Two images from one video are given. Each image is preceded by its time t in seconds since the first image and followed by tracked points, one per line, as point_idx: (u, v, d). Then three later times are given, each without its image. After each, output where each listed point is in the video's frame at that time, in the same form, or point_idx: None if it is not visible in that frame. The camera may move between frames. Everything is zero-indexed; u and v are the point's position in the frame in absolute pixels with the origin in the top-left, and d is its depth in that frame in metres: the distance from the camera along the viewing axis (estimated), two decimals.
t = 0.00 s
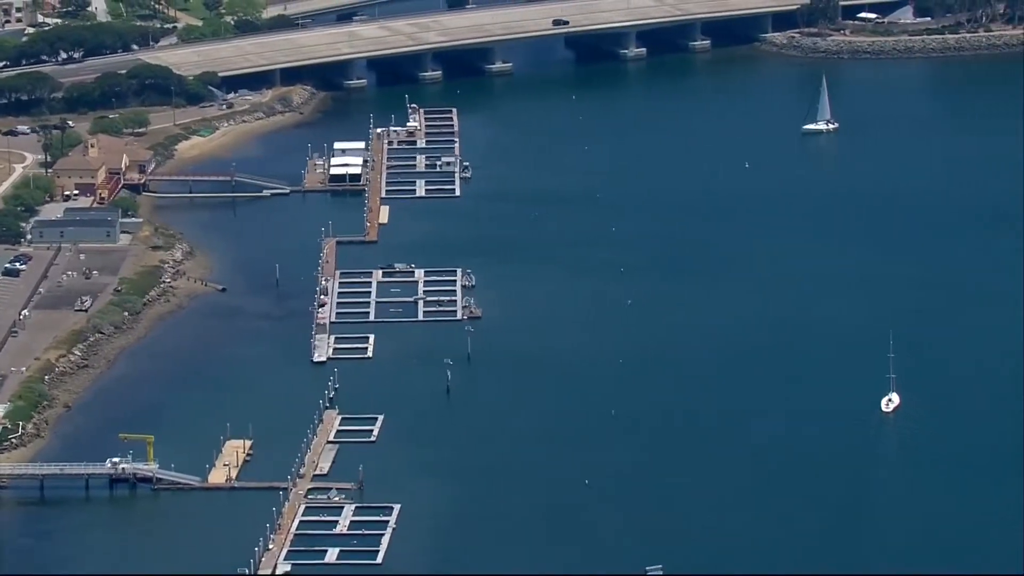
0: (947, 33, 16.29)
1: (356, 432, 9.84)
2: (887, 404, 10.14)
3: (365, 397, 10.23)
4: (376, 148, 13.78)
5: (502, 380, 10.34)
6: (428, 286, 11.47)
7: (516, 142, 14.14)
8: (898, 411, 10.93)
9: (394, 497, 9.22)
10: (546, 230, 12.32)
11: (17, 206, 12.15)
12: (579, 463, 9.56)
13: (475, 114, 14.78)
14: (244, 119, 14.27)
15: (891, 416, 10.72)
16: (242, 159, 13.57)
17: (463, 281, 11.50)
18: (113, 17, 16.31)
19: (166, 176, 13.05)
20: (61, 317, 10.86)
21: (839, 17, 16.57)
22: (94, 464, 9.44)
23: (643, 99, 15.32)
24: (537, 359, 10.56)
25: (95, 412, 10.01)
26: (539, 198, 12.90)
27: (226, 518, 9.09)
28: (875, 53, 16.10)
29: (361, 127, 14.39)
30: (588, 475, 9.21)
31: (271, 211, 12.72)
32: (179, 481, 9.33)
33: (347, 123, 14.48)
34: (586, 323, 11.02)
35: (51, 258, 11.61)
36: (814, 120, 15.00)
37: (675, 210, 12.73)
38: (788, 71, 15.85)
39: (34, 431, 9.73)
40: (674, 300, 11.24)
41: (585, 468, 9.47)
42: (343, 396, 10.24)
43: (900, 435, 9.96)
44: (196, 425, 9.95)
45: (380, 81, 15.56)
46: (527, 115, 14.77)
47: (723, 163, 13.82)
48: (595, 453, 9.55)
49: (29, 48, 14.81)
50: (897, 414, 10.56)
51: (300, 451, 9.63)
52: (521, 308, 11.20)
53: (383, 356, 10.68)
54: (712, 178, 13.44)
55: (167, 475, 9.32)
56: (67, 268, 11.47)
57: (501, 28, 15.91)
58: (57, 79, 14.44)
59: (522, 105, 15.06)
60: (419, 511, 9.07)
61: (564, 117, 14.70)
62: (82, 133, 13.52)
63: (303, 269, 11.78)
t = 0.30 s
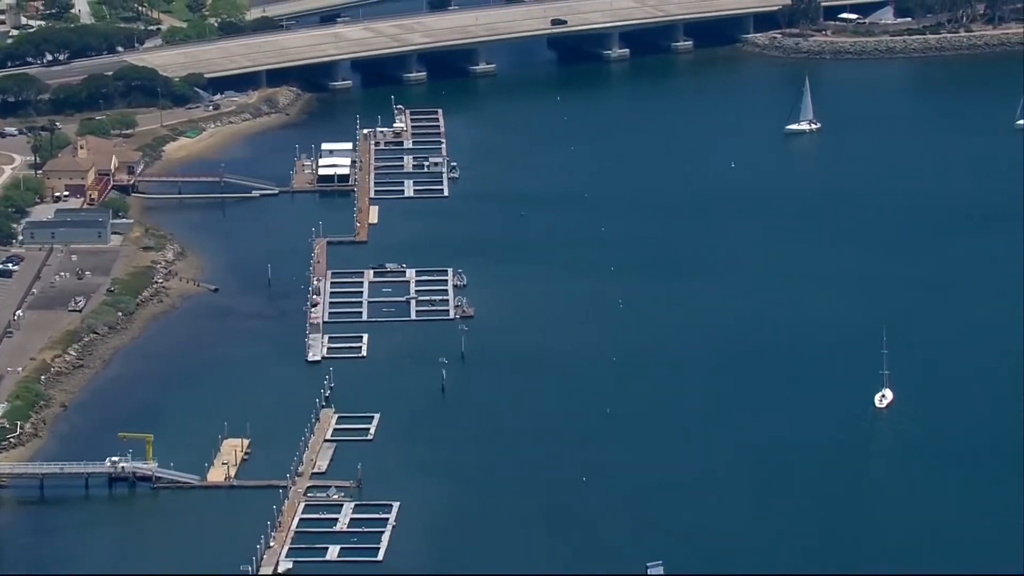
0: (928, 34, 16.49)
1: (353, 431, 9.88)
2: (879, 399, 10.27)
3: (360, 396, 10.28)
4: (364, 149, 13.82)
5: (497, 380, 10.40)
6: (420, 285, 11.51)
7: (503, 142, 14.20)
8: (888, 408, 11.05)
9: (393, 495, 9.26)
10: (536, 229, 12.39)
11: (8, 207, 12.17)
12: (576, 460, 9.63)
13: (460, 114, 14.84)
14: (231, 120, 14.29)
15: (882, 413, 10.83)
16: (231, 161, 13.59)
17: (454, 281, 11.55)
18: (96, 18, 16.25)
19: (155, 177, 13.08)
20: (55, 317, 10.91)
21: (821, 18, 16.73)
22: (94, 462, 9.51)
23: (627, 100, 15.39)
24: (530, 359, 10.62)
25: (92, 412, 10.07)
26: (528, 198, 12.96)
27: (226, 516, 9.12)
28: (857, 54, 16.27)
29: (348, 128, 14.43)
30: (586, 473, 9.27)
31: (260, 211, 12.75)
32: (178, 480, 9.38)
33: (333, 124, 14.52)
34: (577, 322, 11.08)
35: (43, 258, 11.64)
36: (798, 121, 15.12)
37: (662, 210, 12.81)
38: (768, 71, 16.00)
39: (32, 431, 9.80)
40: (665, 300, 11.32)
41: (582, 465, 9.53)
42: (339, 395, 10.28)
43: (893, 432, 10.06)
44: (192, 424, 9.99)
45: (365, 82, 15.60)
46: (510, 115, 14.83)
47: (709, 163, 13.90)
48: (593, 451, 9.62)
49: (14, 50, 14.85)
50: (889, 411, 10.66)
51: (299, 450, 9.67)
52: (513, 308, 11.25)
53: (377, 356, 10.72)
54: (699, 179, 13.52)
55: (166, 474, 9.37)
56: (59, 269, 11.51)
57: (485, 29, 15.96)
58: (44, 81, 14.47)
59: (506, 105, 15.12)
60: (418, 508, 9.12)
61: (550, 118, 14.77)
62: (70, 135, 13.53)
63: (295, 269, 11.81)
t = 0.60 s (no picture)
0: (910, 34, 16.70)
1: (350, 429, 9.93)
2: (874, 395, 10.42)
3: (355, 395, 10.32)
4: (352, 149, 13.87)
5: (492, 378, 10.45)
6: (412, 285, 11.56)
7: (490, 141, 14.26)
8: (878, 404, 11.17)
9: (391, 492, 9.31)
10: (526, 228, 12.46)
11: None
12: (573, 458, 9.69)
13: (446, 114, 14.89)
14: (218, 121, 14.32)
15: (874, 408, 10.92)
16: (221, 162, 13.62)
17: (446, 280, 11.60)
18: (81, 20, 16.22)
19: (145, 179, 13.11)
20: (50, 317, 11.03)
21: (803, 19, 16.87)
22: (94, 461, 9.62)
23: (612, 100, 15.46)
24: (525, 357, 10.67)
25: (89, 410, 10.19)
26: (517, 198, 13.01)
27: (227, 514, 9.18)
28: (840, 54, 16.47)
29: (335, 128, 14.48)
30: (585, 469, 9.34)
31: (251, 212, 12.79)
32: (178, 478, 9.46)
33: (320, 124, 14.56)
34: (570, 320, 11.15)
35: (36, 259, 11.72)
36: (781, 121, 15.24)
37: (652, 209, 12.88)
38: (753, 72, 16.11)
39: (30, 430, 9.93)
40: (657, 299, 11.39)
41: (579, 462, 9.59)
42: (335, 394, 10.33)
43: (886, 429, 10.15)
44: (190, 423, 10.05)
45: (350, 83, 15.64)
46: (499, 116, 14.88)
47: (696, 161, 13.98)
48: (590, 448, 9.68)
49: None
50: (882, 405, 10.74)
51: (297, 448, 9.73)
52: (505, 306, 11.31)
53: (371, 355, 10.77)
54: (687, 176, 13.61)
55: (165, 472, 9.46)
56: (52, 270, 11.60)
57: (470, 30, 16.02)
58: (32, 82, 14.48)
59: (492, 105, 15.17)
60: (418, 506, 9.17)
61: (536, 118, 14.84)
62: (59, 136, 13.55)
63: (287, 268, 11.86)
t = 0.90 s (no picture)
0: (891, 34, 16.85)
1: (347, 428, 9.98)
2: (868, 391, 10.59)
3: (350, 393, 10.37)
4: (340, 150, 13.91)
5: (486, 376, 10.51)
6: (404, 284, 11.61)
7: (477, 141, 14.32)
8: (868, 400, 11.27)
9: (390, 490, 9.36)
10: (516, 227, 12.53)
11: None
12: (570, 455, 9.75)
13: (432, 115, 14.94)
14: (205, 122, 14.35)
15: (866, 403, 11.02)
16: (210, 162, 13.65)
17: (438, 279, 11.66)
18: (65, 22, 16.21)
19: (133, 179, 13.13)
20: (44, 317, 11.06)
21: (785, 19, 17.01)
22: (93, 459, 9.66)
23: (597, 100, 15.53)
24: (518, 355, 10.73)
25: (86, 408, 10.23)
26: (506, 198, 13.07)
27: (227, 512, 9.22)
28: (821, 53, 16.61)
29: (322, 129, 14.52)
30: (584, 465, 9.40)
31: (241, 212, 12.83)
32: (177, 475, 9.52)
33: (307, 125, 14.60)
34: (562, 318, 11.21)
35: (28, 260, 11.74)
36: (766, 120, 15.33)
37: (641, 208, 12.96)
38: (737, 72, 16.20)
39: (29, 429, 9.96)
40: (649, 295, 11.47)
41: (576, 460, 9.66)
42: (331, 392, 10.38)
43: (880, 426, 10.25)
44: (187, 422, 10.09)
45: (336, 84, 15.69)
46: (485, 116, 14.94)
47: (683, 160, 14.06)
48: (587, 445, 9.76)
49: None
50: (874, 401, 10.84)
51: (294, 446, 9.77)
52: (497, 305, 11.37)
53: (366, 353, 10.82)
54: (675, 175, 13.69)
55: (164, 470, 9.53)
56: (45, 270, 11.63)
57: (455, 31, 16.07)
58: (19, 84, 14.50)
59: (478, 105, 15.24)
60: (417, 503, 9.23)
61: (522, 118, 14.91)
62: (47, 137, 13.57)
63: (279, 268, 11.91)
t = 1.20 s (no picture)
0: (872, 35, 16.98)
1: (342, 426, 10.02)
2: (861, 388, 10.66)
3: (344, 392, 10.41)
4: (326, 150, 13.96)
5: (479, 374, 10.57)
6: (395, 283, 11.66)
7: (464, 141, 14.38)
8: (858, 397, 11.36)
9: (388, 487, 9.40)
10: (505, 226, 12.60)
11: None
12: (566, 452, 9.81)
13: (418, 115, 14.99)
14: (191, 123, 14.37)
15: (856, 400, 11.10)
16: (198, 162, 13.69)
17: (428, 278, 11.71)
18: (49, 23, 16.18)
19: (121, 180, 13.16)
20: (38, 317, 11.14)
21: (766, 19, 17.12)
22: (91, 458, 9.73)
23: (581, 100, 15.59)
24: (511, 354, 10.78)
25: (81, 407, 10.32)
26: (494, 197, 13.12)
27: (226, 509, 9.28)
28: (803, 54, 16.73)
29: (308, 129, 14.56)
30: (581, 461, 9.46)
31: (230, 212, 12.87)
32: (175, 473, 9.59)
33: (292, 125, 14.64)
34: (553, 316, 11.28)
35: (19, 260, 11.80)
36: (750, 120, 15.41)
37: (629, 207, 13.03)
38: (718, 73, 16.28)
39: (26, 427, 10.06)
40: (640, 293, 11.53)
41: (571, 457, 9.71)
42: (325, 390, 10.43)
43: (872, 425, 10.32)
44: (183, 421, 10.14)
45: (321, 84, 15.73)
46: (470, 116, 14.99)
47: (669, 159, 14.13)
48: (582, 442, 9.81)
49: None
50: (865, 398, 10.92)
51: (291, 444, 9.82)
52: (488, 304, 11.43)
53: (358, 352, 10.87)
54: (662, 172, 13.76)
55: (162, 468, 9.61)
56: (37, 270, 11.70)
57: (439, 32, 16.13)
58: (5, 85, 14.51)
59: (463, 106, 15.29)
60: (415, 500, 9.28)
61: (507, 118, 14.97)
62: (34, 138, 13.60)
63: (271, 266, 11.96)
